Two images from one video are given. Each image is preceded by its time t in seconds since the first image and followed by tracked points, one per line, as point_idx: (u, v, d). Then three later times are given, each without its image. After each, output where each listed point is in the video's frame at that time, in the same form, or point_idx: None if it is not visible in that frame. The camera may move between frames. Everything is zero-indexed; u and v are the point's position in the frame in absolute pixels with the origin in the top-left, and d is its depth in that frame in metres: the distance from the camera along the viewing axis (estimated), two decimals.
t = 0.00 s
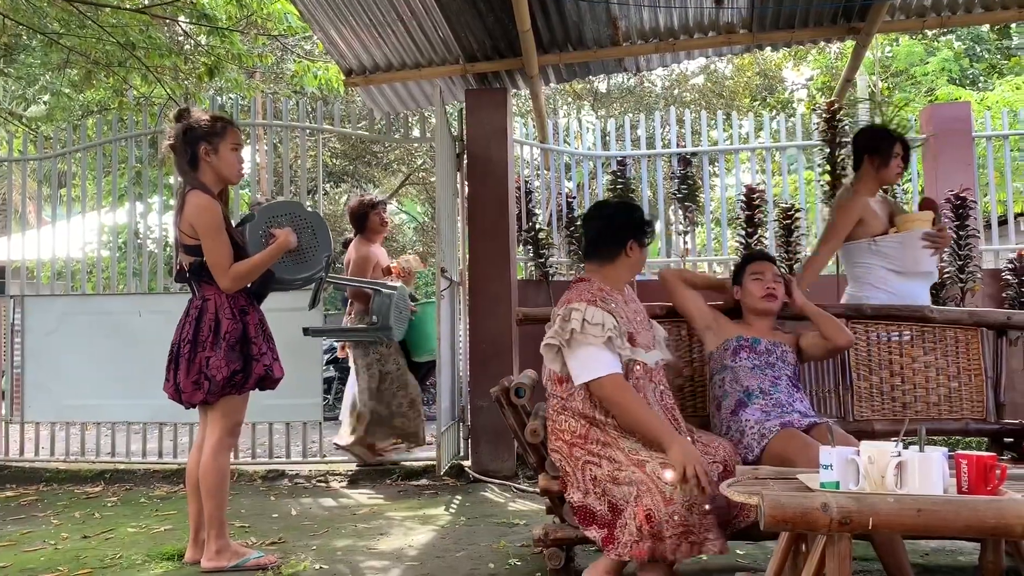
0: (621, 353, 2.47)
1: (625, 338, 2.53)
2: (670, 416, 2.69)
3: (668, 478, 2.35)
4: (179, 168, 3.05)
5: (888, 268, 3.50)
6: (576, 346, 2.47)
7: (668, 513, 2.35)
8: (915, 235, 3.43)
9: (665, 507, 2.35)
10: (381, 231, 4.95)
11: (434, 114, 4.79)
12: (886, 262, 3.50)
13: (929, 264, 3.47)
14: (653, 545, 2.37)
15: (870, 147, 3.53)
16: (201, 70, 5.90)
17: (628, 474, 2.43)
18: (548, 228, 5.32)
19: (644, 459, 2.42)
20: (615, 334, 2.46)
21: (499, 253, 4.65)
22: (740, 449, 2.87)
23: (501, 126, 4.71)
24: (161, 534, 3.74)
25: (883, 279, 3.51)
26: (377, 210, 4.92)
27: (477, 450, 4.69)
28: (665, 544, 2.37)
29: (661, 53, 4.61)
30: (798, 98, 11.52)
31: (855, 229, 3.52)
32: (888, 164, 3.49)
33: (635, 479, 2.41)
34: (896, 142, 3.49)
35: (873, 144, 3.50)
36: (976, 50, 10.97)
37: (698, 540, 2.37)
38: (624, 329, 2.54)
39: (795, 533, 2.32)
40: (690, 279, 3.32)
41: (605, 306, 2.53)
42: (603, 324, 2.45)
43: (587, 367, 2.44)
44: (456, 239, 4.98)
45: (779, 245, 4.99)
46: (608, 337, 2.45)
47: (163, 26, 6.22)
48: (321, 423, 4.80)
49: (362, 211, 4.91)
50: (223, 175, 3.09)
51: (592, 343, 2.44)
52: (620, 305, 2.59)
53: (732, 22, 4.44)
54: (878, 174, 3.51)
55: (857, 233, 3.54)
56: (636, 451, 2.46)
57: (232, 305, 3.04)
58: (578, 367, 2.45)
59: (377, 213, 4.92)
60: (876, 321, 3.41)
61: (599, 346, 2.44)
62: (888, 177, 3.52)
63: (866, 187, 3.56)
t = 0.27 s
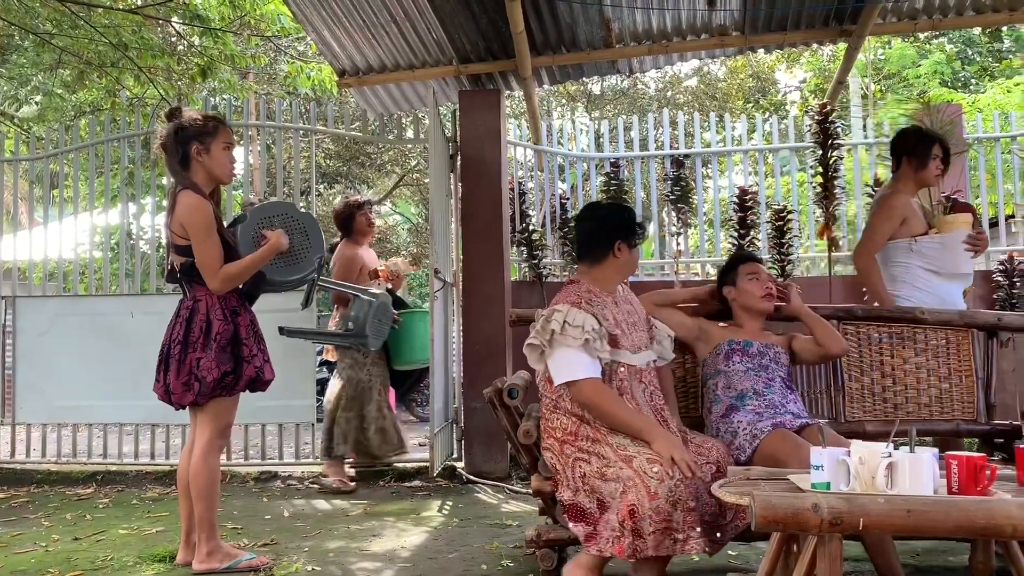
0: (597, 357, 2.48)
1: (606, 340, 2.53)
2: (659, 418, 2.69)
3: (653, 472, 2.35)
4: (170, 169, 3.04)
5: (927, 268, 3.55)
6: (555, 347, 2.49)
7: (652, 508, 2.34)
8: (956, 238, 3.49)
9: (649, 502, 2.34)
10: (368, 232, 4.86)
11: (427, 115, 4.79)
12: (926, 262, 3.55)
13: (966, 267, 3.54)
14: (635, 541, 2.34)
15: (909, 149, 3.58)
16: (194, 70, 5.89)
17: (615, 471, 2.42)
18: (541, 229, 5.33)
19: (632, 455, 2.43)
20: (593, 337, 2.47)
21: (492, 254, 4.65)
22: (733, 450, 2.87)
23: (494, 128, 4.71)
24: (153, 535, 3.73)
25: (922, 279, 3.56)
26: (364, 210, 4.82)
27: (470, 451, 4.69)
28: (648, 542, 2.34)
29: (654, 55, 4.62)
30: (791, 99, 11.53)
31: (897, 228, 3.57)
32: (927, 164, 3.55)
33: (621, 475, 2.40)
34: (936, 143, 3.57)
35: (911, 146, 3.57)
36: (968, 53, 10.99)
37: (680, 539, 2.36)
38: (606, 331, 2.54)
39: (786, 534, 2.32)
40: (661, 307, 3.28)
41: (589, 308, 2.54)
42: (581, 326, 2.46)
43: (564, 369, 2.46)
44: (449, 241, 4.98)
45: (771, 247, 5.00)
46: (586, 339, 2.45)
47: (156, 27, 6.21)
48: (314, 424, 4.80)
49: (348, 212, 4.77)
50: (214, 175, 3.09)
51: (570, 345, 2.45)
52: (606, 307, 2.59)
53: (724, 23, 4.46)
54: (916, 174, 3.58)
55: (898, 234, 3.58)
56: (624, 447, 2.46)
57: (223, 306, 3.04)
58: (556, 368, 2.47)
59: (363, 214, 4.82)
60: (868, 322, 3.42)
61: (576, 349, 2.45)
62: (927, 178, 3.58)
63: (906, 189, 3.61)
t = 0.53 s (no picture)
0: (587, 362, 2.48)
1: (594, 345, 2.53)
2: (646, 427, 2.68)
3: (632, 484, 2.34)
4: (153, 170, 3.03)
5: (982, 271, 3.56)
6: (542, 351, 2.48)
7: (629, 522, 2.30)
8: (1006, 238, 3.54)
9: (627, 516, 2.30)
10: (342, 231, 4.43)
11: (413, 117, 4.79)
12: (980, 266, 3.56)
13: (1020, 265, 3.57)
14: (604, 551, 2.31)
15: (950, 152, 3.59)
16: (179, 72, 5.86)
17: (597, 481, 2.40)
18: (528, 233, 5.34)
19: (614, 466, 2.41)
20: (581, 342, 2.47)
21: (479, 257, 4.65)
22: (717, 454, 2.86)
23: (481, 131, 4.71)
24: (135, 540, 3.70)
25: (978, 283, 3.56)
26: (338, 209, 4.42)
27: (456, 455, 4.67)
28: (618, 555, 2.30)
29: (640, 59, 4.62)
30: (778, 104, 11.55)
31: (948, 231, 3.58)
32: (967, 167, 3.56)
33: (602, 485, 2.38)
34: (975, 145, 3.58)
35: (950, 148, 3.61)
36: (952, 59, 10.90)
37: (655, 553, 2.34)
38: (594, 335, 2.54)
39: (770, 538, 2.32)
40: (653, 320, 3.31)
41: (576, 313, 2.54)
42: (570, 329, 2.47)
43: (552, 373, 2.45)
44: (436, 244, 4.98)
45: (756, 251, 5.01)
46: (573, 344, 2.46)
47: (142, 28, 6.18)
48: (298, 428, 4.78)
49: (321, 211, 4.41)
50: (199, 176, 3.08)
51: (557, 349, 2.45)
52: (594, 312, 2.59)
53: (710, 28, 4.47)
54: (956, 177, 3.59)
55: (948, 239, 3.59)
56: (608, 457, 2.44)
57: (207, 310, 3.02)
58: (544, 371, 2.46)
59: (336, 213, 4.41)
60: (851, 326, 3.45)
61: (563, 353, 2.45)
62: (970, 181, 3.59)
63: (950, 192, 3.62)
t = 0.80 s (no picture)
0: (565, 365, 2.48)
1: (569, 346, 2.52)
2: (618, 429, 2.66)
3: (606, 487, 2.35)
4: (123, 168, 2.99)
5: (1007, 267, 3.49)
6: (517, 352, 2.47)
7: (601, 524, 2.32)
8: None
9: (598, 518, 2.32)
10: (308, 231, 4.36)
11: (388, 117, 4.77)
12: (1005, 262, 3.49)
13: None
14: (578, 553, 2.34)
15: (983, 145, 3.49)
16: (151, 69, 5.80)
17: (569, 484, 2.41)
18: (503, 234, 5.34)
19: (586, 469, 2.41)
20: (557, 343, 2.47)
21: (454, 258, 4.64)
22: (689, 456, 2.88)
23: (456, 131, 4.70)
24: (103, 543, 3.65)
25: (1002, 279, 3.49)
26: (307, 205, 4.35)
27: (429, 457, 4.65)
28: (591, 556, 2.34)
29: (615, 62, 4.63)
30: (752, 108, 11.63)
31: (980, 226, 3.52)
32: (997, 161, 3.45)
33: (574, 488, 2.39)
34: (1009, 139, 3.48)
35: (982, 142, 3.51)
36: (923, 65, 11.12)
37: (628, 555, 2.35)
38: (569, 337, 2.53)
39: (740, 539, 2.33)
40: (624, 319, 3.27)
41: (552, 314, 2.53)
42: (545, 330, 2.46)
43: (527, 374, 2.43)
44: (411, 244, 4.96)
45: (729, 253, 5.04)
46: (549, 345, 2.45)
47: (113, 24, 6.10)
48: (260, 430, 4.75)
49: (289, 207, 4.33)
50: (171, 173, 3.05)
51: (533, 350, 2.44)
52: (570, 314, 2.58)
53: (684, 32, 4.47)
54: (987, 172, 3.48)
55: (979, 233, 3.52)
56: (580, 460, 2.44)
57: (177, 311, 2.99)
58: (519, 372, 2.45)
59: (303, 210, 4.34)
60: (822, 328, 3.49)
61: (538, 354, 2.44)
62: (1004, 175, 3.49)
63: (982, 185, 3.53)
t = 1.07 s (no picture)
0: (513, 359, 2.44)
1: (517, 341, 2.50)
2: (564, 424, 2.59)
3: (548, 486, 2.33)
4: (57, 153, 2.90)
5: (1005, 272, 3.20)
6: (465, 345, 2.45)
7: (541, 522, 2.30)
8: None
9: (539, 515, 2.31)
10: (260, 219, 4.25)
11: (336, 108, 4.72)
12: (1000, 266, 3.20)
13: None
14: (518, 551, 2.31)
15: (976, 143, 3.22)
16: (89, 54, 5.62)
17: (512, 480, 2.37)
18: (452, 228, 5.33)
19: (529, 466, 2.38)
20: (504, 336, 2.44)
21: (403, 251, 4.61)
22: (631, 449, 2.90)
23: (405, 123, 4.68)
24: (34, 541, 3.53)
25: (999, 284, 3.20)
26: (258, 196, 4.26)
27: (374, 452, 4.60)
28: (531, 554, 2.30)
29: (564, 57, 4.64)
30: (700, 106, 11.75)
31: (971, 229, 3.22)
32: (992, 162, 3.19)
33: (517, 485, 2.35)
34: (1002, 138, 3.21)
35: (975, 142, 3.24)
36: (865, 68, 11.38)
37: (570, 553, 2.32)
38: (516, 331, 2.51)
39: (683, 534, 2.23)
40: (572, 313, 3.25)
41: (499, 308, 2.52)
42: (492, 325, 2.44)
43: (474, 368, 2.42)
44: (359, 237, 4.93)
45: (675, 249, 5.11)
46: (496, 339, 2.43)
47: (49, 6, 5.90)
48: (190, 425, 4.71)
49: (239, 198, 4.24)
50: (109, 160, 2.97)
51: (479, 343, 2.42)
52: (518, 309, 2.55)
53: (633, 29, 4.48)
54: (982, 172, 3.22)
55: (972, 236, 3.23)
56: (523, 457, 2.41)
57: (113, 303, 2.91)
58: (467, 366, 2.43)
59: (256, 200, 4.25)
60: (763, 322, 3.54)
61: (486, 348, 2.42)
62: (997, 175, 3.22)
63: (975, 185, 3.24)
